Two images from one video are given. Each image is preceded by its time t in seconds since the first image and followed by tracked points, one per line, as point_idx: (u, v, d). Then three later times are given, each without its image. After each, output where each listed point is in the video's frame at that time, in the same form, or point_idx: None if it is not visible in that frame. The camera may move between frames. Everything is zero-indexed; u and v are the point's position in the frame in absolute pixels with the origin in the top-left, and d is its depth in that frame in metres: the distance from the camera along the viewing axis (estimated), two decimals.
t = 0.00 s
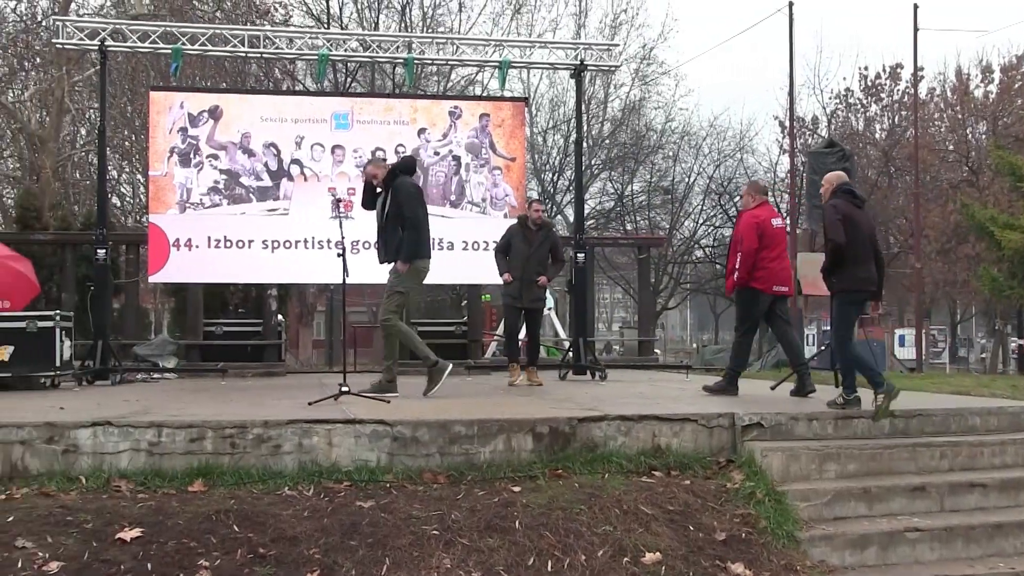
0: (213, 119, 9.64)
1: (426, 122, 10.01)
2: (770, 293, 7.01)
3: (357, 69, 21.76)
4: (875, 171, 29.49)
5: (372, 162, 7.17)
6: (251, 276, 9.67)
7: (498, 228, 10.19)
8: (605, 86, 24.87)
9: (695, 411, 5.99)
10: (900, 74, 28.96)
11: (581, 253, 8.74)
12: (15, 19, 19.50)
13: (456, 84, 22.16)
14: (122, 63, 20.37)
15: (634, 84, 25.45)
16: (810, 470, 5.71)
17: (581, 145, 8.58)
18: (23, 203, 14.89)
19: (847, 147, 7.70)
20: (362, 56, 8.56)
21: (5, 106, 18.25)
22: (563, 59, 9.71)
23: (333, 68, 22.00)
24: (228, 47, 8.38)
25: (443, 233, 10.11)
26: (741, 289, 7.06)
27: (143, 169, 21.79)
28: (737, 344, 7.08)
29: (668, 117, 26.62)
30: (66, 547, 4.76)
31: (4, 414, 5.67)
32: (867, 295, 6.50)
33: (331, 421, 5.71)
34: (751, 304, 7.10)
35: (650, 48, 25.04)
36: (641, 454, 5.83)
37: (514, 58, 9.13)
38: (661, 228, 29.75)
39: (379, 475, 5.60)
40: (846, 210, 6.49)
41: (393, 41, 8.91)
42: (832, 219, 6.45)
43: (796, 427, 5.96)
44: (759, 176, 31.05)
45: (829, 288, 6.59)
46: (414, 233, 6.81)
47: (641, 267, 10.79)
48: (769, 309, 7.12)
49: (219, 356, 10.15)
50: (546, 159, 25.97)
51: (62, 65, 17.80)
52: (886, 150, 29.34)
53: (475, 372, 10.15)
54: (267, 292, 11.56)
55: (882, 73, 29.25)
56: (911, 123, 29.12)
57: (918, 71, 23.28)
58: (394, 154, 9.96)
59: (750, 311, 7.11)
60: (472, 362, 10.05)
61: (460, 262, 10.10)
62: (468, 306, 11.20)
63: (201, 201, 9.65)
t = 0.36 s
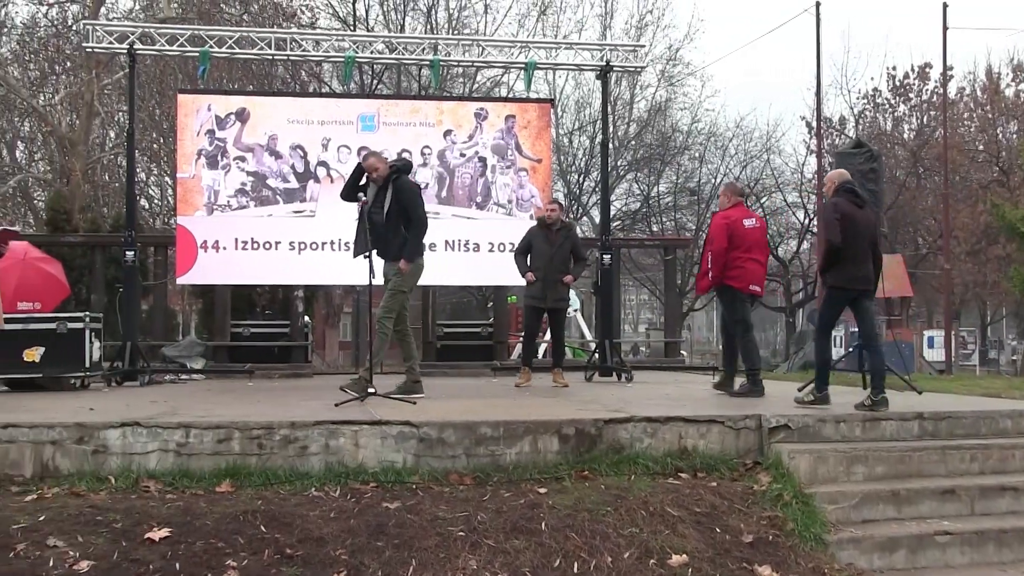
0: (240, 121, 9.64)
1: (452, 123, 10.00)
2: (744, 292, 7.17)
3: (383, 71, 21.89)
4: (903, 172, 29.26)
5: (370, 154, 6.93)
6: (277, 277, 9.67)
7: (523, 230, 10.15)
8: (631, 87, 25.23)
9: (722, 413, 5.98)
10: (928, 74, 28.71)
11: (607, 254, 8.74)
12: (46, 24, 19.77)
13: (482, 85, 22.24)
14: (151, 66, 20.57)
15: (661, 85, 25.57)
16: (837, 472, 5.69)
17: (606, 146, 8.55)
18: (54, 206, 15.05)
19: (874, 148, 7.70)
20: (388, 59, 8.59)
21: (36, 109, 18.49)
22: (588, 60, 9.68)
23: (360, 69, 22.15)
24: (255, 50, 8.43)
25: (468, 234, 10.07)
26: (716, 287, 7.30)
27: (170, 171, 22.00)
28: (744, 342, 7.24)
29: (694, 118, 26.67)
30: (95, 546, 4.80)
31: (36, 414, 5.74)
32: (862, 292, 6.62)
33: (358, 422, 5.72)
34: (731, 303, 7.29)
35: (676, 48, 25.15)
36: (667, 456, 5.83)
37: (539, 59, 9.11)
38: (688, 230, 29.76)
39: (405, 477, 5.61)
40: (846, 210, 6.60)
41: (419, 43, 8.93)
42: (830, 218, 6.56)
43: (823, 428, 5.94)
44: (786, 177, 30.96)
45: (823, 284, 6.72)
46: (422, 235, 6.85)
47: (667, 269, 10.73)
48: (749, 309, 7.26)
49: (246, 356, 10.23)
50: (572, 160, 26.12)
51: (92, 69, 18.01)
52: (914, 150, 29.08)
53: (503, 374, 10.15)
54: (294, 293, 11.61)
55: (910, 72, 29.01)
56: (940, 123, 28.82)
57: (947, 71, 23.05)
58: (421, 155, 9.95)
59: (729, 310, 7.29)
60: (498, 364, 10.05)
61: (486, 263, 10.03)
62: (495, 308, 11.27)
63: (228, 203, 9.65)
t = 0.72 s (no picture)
0: (269, 124, 9.68)
1: (479, 126, 9.98)
2: (726, 297, 7.39)
3: (411, 73, 21.99)
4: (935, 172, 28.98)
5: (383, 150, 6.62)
6: (305, 279, 9.71)
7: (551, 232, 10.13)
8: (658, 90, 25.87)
9: (750, 416, 5.96)
10: (959, 73, 28.42)
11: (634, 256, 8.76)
12: (78, 29, 19.98)
13: (509, 88, 22.32)
14: (181, 71, 20.77)
15: (688, 86, 25.58)
16: (867, 475, 5.66)
17: (633, 148, 8.54)
18: (85, 209, 15.18)
19: (905, 149, 7.76)
20: (415, 61, 8.58)
21: (68, 114, 18.73)
22: (615, 62, 9.67)
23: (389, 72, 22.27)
24: (283, 54, 8.50)
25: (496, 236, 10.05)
26: (699, 290, 7.44)
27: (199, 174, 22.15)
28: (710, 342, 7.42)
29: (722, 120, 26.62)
30: (127, 546, 4.83)
31: (70, 416, 5.80)
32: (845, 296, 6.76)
33: (386, 425, 5.74)
34: (709, 307, 7.43)
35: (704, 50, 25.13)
36: (695, 458, 5.81)
37: (566, 61, 9.11)
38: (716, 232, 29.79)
39: (433, 479, 5.62)
40: (830, 216, 6.74)
41: (446, 45, 8.94)
42: (817, 224, 6.70)
43: (852, 431, 5.91)
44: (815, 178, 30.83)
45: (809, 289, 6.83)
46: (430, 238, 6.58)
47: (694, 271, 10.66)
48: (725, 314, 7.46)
49: (275, 360, 10.16)
50: (599, 162, 26.18)
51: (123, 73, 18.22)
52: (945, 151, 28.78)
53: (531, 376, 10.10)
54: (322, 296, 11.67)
55: (940, 72, 28.73)
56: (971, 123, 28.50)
57: (978, 71, 22.81)
58: (448, 158, 10.01)
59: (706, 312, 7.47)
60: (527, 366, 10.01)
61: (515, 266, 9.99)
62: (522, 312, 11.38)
63: (256, 206, 9.70)
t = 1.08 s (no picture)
0: (298, 129, 9.73)
1: (508, 130, 9.97)
2: (709, 304, 7.30)
3: (439, 77, 22.12)
4: (969, 175, 28.66)
5: (409, 149, 6.52)
6: (334, 284, 9.73)
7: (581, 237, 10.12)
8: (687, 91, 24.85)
9: (781, 420, 5.93)
10: (993, 75, 28.09)
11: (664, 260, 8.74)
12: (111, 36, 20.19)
13: (538, 92, 22.41)
14: (212, 76, 20.95)
15: (718, 89, 25.55)
16: (900, 480, 5.62)
17: (662, 151, 8.51)
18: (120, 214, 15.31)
19: (936, 152, 7.70)
20: (444, 66, 8.59)
21: (100, 119, 18.92)
22: (644, 66, 9.65)
23: (418, 77, 22.40)
24: (312, 59, 8.53)
25: (525, 240, 10.04)
26: (683, 297, 7.33)
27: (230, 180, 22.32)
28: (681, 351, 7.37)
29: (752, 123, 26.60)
30: (158, 549, 4.85)
31: (103, 419, 5.86)
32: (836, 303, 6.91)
33: (415, 429, 5.75)
34: (692, 313, 7.38)
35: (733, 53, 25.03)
36: (726, 463, 5.79)
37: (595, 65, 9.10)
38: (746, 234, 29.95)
39: (462, 483, 5.63)
40: (824, 225, 6.86)
41: (475, 50, 8.96)
42: (810, 232, 6.82)
43: (884, 435, 5.87)
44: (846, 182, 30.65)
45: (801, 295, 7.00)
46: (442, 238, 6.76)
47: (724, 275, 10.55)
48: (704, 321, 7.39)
49: (304, 364, 10.20)
50: (629, 166, 26.24)
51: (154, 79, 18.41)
52: (978, 153, 28.43)
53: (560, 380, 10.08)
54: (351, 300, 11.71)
55: (974, 74, 28.41)
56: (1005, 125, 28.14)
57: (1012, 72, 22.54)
58: (477, 161, 9.97)
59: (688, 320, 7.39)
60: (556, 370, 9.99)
61: (543, 271, 10.00)
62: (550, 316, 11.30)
63: (287, 211, 9.75)
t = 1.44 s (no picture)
0: (323, 134, 9.78)
1: (533, 134, 9.99)
2: (691, 306, 7.41)
3: (464, 82, 22.19)
4: (996, 179, 28.35)
5: (430, 153, 6.44)
6: (358, 288, 9.75)
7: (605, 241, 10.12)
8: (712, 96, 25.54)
9: (807, 425, 5.91)
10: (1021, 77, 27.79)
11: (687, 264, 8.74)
12: (139, 43, 20.38)
13: (562, 96, 22.50)
14: (238, 82, 21.09)
15: (743, 93, 25.52)
16: (927, 486, 5.59)
17: (687, 155, 8.49)
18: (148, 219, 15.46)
19: (963, 155, 7.67)
20: (468, 71, 8.61)
21: (129, 125, 19.10)
22: (669, 70, 9.63)
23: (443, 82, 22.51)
24: (337, 63, 8.58)
25: (550, 245, 10.05)
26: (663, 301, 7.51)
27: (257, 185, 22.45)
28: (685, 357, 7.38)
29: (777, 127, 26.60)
30: (185, 552, 4.88)
31: (131, 423, 5.91)
32: (822, 305, 6.97)
33: (440, 433, 5.76)
34: (677, 317, 7.50)
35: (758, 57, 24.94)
36: (751, 468, 5.78)
37: (620, 69, 9.08)
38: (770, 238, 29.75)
39: (487, 488, 5.63)
40: (813, 230, 6.90)
41: (499, 55, 8.97)
42: (799, 237, 6.85)
43: (912, 441, 5.84)
44: (871, 185, 30.47)
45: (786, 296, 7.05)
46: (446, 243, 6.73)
47: (749, 279, 10.50)
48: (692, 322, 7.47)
49: (329, 368, 10.24)
50: (653, 170, 26.40)
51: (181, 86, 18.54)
52: (1006, 156, 28.11)
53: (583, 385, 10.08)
54: (375, 306, 11.74)
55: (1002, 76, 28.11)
56: None
57: None
58: (502, 166, 9.96)
59: (676, 322, 7.51)
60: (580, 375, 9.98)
61: (567, 275, 9.99)
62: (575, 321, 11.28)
63: (312, 216, 9.79)
